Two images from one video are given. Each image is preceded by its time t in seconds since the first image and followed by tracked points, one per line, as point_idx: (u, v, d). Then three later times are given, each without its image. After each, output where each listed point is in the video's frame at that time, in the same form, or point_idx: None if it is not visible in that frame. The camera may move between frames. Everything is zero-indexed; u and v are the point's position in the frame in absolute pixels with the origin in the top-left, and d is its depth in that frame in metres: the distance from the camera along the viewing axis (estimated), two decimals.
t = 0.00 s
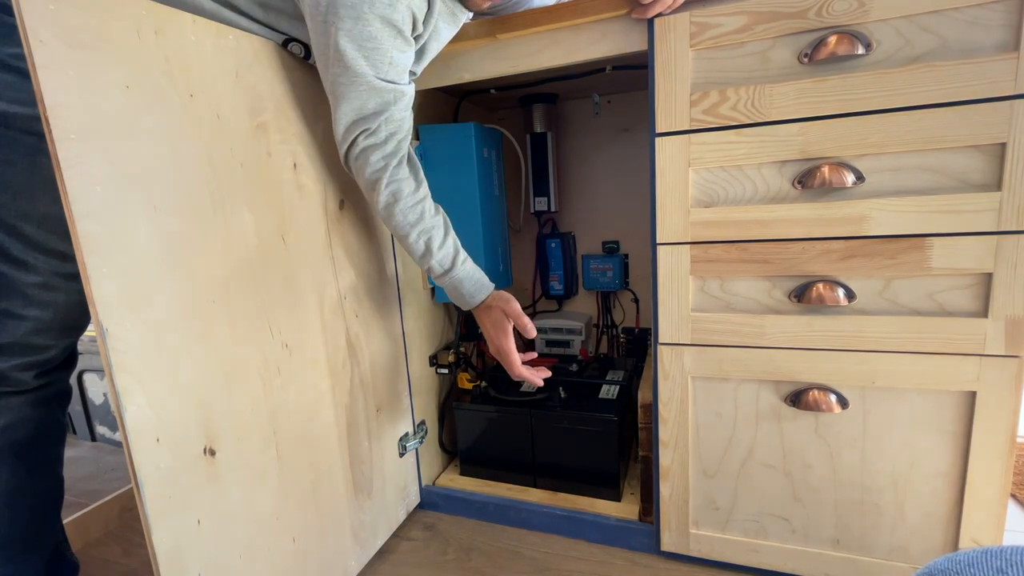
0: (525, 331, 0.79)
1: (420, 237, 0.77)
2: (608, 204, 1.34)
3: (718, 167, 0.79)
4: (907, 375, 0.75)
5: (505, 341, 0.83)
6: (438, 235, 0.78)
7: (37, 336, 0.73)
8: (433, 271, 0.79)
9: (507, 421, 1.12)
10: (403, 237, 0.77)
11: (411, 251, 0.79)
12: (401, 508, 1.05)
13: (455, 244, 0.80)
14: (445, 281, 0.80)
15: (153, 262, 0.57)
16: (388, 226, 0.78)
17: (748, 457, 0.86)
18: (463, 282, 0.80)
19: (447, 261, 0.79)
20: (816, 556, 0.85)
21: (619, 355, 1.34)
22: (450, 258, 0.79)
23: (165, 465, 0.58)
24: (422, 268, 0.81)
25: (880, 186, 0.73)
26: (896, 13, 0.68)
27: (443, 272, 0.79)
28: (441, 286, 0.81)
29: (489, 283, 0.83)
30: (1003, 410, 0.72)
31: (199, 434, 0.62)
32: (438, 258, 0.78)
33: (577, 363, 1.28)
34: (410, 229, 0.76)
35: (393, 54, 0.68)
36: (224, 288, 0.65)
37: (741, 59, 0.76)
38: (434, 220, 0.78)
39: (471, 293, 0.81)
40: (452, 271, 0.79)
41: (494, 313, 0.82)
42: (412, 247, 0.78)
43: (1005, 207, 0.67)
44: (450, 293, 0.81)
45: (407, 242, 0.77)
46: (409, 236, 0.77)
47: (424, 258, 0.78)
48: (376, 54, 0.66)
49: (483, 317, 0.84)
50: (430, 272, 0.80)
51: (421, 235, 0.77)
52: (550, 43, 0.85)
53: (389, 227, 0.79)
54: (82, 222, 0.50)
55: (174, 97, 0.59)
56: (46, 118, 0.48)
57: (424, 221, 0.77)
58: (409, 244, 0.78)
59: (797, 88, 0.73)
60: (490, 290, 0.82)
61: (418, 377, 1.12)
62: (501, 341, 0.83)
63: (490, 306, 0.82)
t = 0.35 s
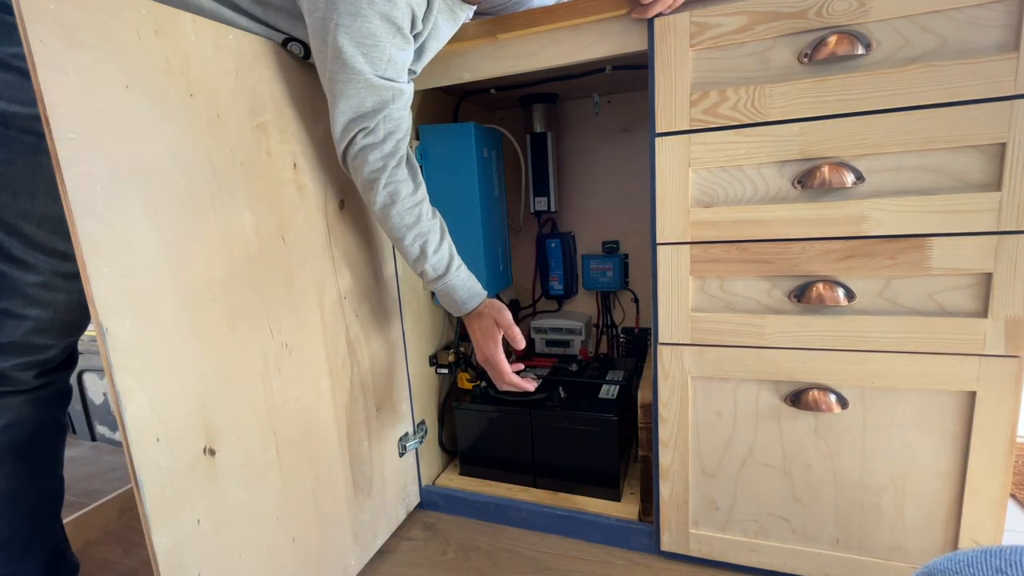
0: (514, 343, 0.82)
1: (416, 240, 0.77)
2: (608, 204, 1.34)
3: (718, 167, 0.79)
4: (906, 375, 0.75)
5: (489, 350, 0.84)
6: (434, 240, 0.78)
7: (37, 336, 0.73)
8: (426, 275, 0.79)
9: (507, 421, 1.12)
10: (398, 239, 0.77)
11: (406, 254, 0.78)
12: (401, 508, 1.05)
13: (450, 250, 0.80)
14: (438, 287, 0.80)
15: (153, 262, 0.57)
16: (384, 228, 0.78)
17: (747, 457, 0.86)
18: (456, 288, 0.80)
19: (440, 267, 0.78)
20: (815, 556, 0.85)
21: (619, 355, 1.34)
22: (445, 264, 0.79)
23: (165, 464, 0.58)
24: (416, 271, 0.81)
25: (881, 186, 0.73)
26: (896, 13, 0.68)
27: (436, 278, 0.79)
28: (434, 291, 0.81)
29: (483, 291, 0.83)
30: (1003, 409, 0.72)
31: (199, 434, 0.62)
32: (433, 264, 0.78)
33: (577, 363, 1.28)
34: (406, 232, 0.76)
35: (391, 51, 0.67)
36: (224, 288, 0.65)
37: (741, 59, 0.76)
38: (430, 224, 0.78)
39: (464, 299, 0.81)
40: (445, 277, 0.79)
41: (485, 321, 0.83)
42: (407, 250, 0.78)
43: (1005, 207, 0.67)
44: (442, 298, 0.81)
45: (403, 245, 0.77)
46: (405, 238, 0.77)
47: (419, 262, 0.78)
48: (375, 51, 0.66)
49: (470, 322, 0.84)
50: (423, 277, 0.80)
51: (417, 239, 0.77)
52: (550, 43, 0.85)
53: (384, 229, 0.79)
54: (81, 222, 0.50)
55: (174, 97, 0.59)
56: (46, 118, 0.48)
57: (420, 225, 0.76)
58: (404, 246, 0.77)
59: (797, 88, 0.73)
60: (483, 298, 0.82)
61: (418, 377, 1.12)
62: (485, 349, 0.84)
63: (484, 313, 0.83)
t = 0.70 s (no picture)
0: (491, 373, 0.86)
1: (414, 246, 0.76)
2: (608, 204, 1.34)
3: (718, 167, 0.79)
4: (906, 375, 0.75)
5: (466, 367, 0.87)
6: (433, 247, 0.77)
7: (37, 336, 0.73)
8: (422, 284, 0.78)
9: (507, 421, 1.12)
10: (398, 243, 0.76)
11: (404, 259, 0.77)
12: (401, 508, 1.05)
13: (446, 260, 0.80)
14: (430, 298, 0.79)
15: (154, 262, 0.57)
16: (383, 231, 0.77)
17: (747, 457, 0.86)
18: (449, 300, 0.79)
19: (437, 276, 0.78)
20: (815, 556, 0.85)
21: (619, 355, 1.34)
22: (441, 273, 0.78)
23: (165, 464, 0.58)
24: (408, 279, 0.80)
25: (880, 186, 0.73)
26: (896, 13, 0.68)
27: (432, 287, 0.78)
28: (424, 303, 0.80)
29: (467, 311, 0.83)
30: (1003, 409, 0.72)
31: (199, 434, 0.62)
32: (431, 272, 0.78)
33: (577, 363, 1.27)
34: (408, 236, 0.75)
35: (394, 42, 0.67)
36: (224, 287, 0.65)
37: (741, 59, 0.76)
38: (432, 229, 0.77)
39: (454, 315, 0.80)
40: (441, 287, 0.78)
41: (472, 343, 0.84)
42: (406, 255, 0.77)
43: (1004, 207, 0.67)
44: (433, 310, 0.80)
45: (402, 249, 0.76)
46: (405, 243, 0.76)
47: (417, 268, 0.77)
48: (378, 41, 0.66)
49: (453, 334, 0.85)
50: (417, 285, 0.79)
51: (418, 244, 0.76)
52: (550, 43, 0.85)
53: (381, 233, 0.78)
54: (82, 221, 0.50)
55: (174, 97, 0.59)
56: (46, 117, 0.48)
57: (422, 230, 0.76)
58: (404, 251, 0.76)
59: (797, 88, 0.73)
60: (468, 317, 0.83)
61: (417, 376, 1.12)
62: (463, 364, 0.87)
63: (473, 336, 0.84)
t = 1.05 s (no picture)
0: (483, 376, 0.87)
1: (409, 248, 0.75)
2: (608, 204, 1.34)
3: (718, 167, 0.79)
4: (906, 375, 0.75)
5: (458, 370, 0.87)
6: (429, 249, 0.77)
7: (37, 335, 0.73)
8: (416, 287, 0.78)
9: (507, 421, 1.12)
10: (393, 245, 0.76)
11: (399, 261, 0.77)
12: (401, 508, 1.05)
13: (441, 264, 0.79)
14: (423, 301, 0.78)
15: (154, 261, 0.57)
16: (379, 232, 0.76)
17: (747, 456, 0.86)
18: (443, 304, 0.79)
19: (432, 279, 0.78)
20: (815, 556, 0.85)
21: (619, 355, 1.34)
22: (435, 277, 0.78)
23: (164, 464, 0.58)
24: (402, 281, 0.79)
25: (880, 186, 0.73)
26: (896, 13, 0.68)
27: (426, 290, 0.78)
28: (417, 306, 0.79)
29: (461, 315, 0.82)
30: (1003, 409, 0.72)
31: (199, 434, 0.62)
32: (425, 275, 0.77)
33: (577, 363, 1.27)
34: (403, 238, 0.75)
35: (394, 43, 0.67)
36: (224, 287, 0.65)
37: (741, 59, 0.76)
38: (428, 232, 0.76)
39: (447, 319, 0.80)
40: (435, 291, 0.78)
41: (465, 346, 0.84)
42: (401, 257, 0.76)
43: (1004, 207, 0.67)
44: (426, 314, 0.80)
45: (397, 251, 0.76)
46: (400, 245, 0.75)
47: (411, 270, 0.77)
48: (378, 42, 0.66)
49: (445, 337, 0.84)
50: (411, 288, 0.78)
51: (413, 246, 0.75)
52: (549, 43, 0.85)
53: (376, 234, 0.77)
54: (82, 221, 0.50)
55: (174, 96, 0.59)
56: (46, 117, 0.48)
57: (418, 232, 0.75)
58: (399, 253, 0.76)
59: (797, 88, 0.73)
60: (461, 320, 0.82)
61: (417, 376, 1.12)
62: (455, 367, 0.87)
63: (466, 339, 0.84)
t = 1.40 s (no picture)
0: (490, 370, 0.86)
1: (413, 252, 0.75)
2: (608, 204, 1.34)
3: (718, 167, 0.79)
4: (906, 375, 0.75)
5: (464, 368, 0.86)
6: (432, 253, 0.77)
7: (36, 335, 0.72)
8: (420, 290, 0.78)
9: (507, 421, 1.12)
10: (397, 250, 0.75)
11: (402, 265, 0.77)
12: (401, 507, 1.05)
13: (444, 267, 0.79)
14: (427, 304, 0.78)
15: (153, 262, 0.57)
16: (381, 238, 0.76)
17: (747, 456, 0.86)
18: (446, 306, 0.79)
19: (435, 282, 0.78)
20: (815, 556, 0.85)
21: (619, 355, 1.34)
22: (438, 279, 0.78)
23: (164, 464, 0.58)
24: (404, 285, 0.79)
25: (880, 187, 0.73)
26: (896, 13, 0.68)
27: (429, 293, 0.78)
28: (420, 309, 0.79)
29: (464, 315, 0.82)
30: (1003, 409, 0.72)
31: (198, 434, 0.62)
32: (429, 278, 0.77)
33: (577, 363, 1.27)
34: (408, 242, 0.75)
35: (396, 47, 0.68)
36: (224, 288, 0.65)
37: (741, 59, 0.76)
38: (430, 235, 0.77)
39: (452, 320, 0.80)
40: (439, 293, 0.78)
41: (467, 343, 0.84)
42: (404, 262, 0.76)
43: (1004, 207, 0.67)
44: (429, 317, 0.80)
45: (402, 256, 0.75)
46: (404, 249, 0.75)
47: (415, 274, 0.77)
48: (382, 46, 0.66)
49: (447, 337, 0.84)
50: (415, 292, 0.78)
51: (418, 250, 0.75)
52: (549, 43, 0.85)
53: (378, 240, 0.77)
54: (82, 221, 0.50)
55: (174, 96, 0.59)
56: (45, 117, 0.48)
57: (421, 235, 0.75)
58: (402, 257, 0.76)
59: (797, 88, 0.73)
60: (463, 320, 0.82)
61: (417, 376, 1.12)
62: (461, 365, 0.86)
63: (467, 337, 0.84)
